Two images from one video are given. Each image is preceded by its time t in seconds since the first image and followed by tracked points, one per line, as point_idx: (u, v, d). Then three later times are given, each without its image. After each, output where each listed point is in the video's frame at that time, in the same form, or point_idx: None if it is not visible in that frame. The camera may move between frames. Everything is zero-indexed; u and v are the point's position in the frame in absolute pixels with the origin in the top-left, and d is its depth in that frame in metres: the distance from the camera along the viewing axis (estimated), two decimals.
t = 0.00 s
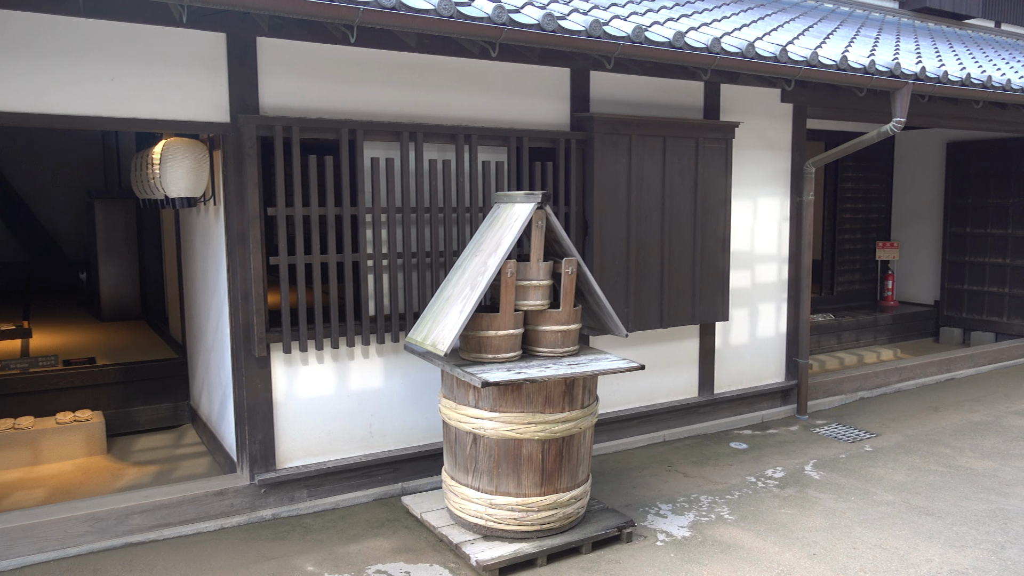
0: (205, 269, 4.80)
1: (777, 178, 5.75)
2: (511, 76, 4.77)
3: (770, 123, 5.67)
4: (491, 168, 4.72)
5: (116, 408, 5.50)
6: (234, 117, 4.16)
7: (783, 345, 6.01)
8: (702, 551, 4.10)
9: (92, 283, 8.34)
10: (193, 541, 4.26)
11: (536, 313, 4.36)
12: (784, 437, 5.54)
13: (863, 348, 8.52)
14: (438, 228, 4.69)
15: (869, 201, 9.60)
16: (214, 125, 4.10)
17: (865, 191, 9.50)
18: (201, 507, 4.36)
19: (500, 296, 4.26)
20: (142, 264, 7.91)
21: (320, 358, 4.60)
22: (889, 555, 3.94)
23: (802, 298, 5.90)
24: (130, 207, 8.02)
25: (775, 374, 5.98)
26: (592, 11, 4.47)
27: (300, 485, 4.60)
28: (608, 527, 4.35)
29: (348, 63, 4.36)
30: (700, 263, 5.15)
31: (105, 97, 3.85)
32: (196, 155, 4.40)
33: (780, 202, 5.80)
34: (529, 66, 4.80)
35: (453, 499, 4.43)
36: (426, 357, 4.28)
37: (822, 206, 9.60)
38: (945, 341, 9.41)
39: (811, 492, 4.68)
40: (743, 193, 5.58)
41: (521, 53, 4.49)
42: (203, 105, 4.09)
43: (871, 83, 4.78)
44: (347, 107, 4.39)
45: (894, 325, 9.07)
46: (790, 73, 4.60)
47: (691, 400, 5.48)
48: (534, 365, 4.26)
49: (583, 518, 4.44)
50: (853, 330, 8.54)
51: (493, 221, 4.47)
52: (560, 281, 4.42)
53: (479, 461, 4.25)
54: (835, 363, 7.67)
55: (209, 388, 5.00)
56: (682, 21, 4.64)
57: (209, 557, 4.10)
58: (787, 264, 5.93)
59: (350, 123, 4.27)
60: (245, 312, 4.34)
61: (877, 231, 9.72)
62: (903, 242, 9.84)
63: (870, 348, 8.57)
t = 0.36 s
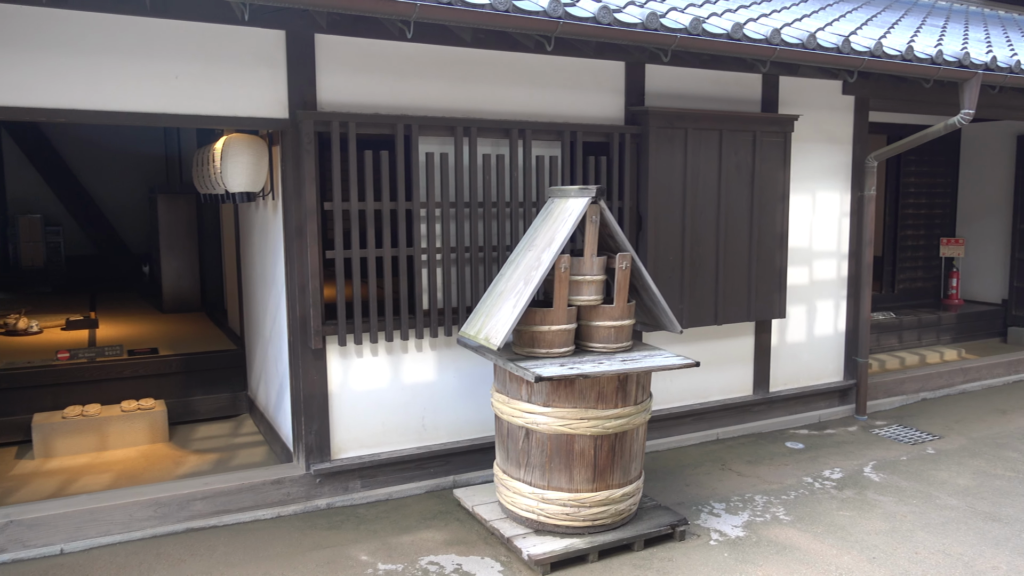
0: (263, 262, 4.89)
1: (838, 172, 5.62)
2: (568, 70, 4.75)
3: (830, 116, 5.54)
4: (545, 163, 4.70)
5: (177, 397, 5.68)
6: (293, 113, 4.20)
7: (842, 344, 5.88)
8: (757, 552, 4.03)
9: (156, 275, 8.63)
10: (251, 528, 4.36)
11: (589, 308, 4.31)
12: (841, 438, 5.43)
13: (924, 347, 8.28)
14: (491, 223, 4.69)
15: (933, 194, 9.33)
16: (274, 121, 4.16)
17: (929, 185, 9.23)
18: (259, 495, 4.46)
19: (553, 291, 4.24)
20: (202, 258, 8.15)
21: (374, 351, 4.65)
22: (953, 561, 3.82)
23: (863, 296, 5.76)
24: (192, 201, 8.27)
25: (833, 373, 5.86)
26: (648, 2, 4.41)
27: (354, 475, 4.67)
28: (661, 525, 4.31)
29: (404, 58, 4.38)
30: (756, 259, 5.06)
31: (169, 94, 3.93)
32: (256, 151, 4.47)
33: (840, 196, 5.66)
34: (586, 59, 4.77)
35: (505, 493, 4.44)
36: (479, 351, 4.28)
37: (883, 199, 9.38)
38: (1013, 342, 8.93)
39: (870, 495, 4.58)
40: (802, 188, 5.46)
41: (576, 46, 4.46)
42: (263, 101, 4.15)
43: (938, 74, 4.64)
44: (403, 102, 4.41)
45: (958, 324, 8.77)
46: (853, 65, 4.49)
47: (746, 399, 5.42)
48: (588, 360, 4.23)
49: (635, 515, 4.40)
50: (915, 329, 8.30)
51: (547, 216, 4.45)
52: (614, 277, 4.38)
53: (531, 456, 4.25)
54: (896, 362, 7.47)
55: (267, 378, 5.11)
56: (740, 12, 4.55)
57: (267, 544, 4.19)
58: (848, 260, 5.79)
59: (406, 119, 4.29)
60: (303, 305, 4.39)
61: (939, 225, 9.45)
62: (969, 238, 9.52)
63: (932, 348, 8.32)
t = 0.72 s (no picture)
0: (321, 254, 4.96)
1: (903, 165, 5.46)
2: (625, 61, 4.69)
3: (895, 107, 5.38)
4: (601, 155, 4.66)
5: (237, 384, 5.84)
6: (351, 106, 4.22)
7: (905, 342, 5.73)
8: (815, 553, 3.95)
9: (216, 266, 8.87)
10: (308, 514, 4.44)
11: (644, 301, 4.27)
12: (903, 438, 5.29)
13: (992, 347, 7.99)
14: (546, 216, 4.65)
15: (1003, 187, 8.96)
16: (333, 114, 4.19)
17: (999, 178, 8.87)
18: (315, 481, 4.54)
19: (608, 284, 4.18)
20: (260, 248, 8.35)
21: (429, 342, 4.68)
22: None
23: (929, 294, 5.59)
24: (251, 192, 8.48)
25: (896, 372, 5.72)
26: None
27: (408, 465, 4.72)
28: (716, 523, 4.24)
29: (461, 51, 4.39)
30: (817, 254, 4.95)
31: (233, 87, 4.00)
32: (316, 143, 4.54)
33: (905, 189, 5.49)
34: (643, 50, 4.71)
35: (558, 486, 4.42)
36: (534, 344, 4.26)
37: (948, 192, 9.06)
38: None
39: (934, 497, 4.44)
40: (865, 181, 5.31)
41: (634, 36, 4.40)
42: (323, 94, 4.19)
43: (1012, 62, 4.52)
44: (459, 95, 4.41)
45: None
46: (923, 53, 4.35)
47: (804, 397, 5.34)
48: (643, 355, 4.17)
49: (689, 512, 4.35)
50: (982, 328, 8.02)
51: (603, 208, 4.38)
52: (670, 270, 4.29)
53: (585, 450, 4.22)
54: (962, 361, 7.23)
55: (324, 368, 5.20)
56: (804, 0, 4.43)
57: (323, 530, 4.27)
58: (912, 256, 5.62)
59: (463, 111, 4.28)
60: (359, 296, 4.44)
61: (1009, 219, 9.08)
62: None
63: (1000, 348, 8.02)
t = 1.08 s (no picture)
0: (380, 249, 5.03)
1: (975, 159, 5.28)
2: (685, 54, 4.64)
3: (967, 99, 5.20)
4: (660, 150, 4.60)
5: (296, 376, 5.97)
6: (411, 102, 4.25)
7: (975, 342, 5.56)
8: (881, 558, 3.84)
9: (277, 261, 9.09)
10: (366, 505, 4.50)
11: (705, 298, 4.13)
12: (973, 442, 5.13)
13: None
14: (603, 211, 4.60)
15: None
16: (393, 111, 4.22)
17: None
18: (373, 473, 4.60)
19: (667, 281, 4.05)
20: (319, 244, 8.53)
21: (486, 337, 4.71)
22: None
23: (1002, 293, 5.41)
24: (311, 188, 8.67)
25: (965, 373, 5.56)
26: None
27: (464, 459, 4.75)
28: (776, 524, 4.14)
29: (519, 46, 4.38)
30: (883, 251, 4.84)
31: (297, 85, 4.07)
32: (376, 140, 4.60)
33: (977, 184, 5.31)
34: (704, 44, 4.65)
35: (613, 483, 4.34)
36: (591, 341, 4.18)
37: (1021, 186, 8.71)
38: None
39: (1007, 504, 4.28)
40: (934, 176, 5.15)
41: (695, 29, 4.34)
42: (384, 91, 4.22)
43: None
44: (517, 91, 4.41)
45: None
46: (998, 42, 4.23)
47: (868, 398, 5.23)
48: (703, 352, 4.03)
49: (749, 513, 4.23)
50: None
51: (663, 203, 4.29)
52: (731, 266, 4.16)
53: (642, 447, 4.12)
54: None
55: (382, 361, 5.28)
56: None
57: (381, 521, 4.32)
58: (984, 254, 5.45)
59: (521, 106, 4.27)
60: (418, 290, 4.47)
61: None
62: None
63: None
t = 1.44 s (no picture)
0: (423, 245, 5.07)
1: None
2: (735, 50, 4.57)
3: None
4: (706, 147, 4.55)
5: (338, 369, 6.05)
6: (457, 98, 4.26)
7: None
8: (929, 565, 3.75)
9: (321, 255, 9.22)
10: (405, 498, 4.53)
11: (750, 297, 4.01)
12: None
13: None
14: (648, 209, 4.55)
15: None
16: (439, 106, 4.23)
17: None
18: (413, 466, 4.63)
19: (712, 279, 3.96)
20: (361, 238, 8.65)
21: (527, 333, 4.71)
22: None
23: None
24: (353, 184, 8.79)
25: (1017, 378, 5.45)
26: None
27: (503, 455, 4.77)
28: (820, 528, 4.04)
29: (566, 42, 4.36)
30: (934, 251, 4.81)
31: (344, 80, 4.11)
32: (422, 135, 4.63)
33: None
34: (754, 39, 4.58)
35: (653, 482, 4.25)
36: (633, 339, 4.11)
37: None
38: None
39: None
40: (989, 175, 5.03)
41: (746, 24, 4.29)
42: (430, 87, 4.24)
43: None
44: (563, 87, 4.39)
45: None
46: None
47: (918, 401, 5.17)
48: (747, 352, 3.92)
49: (791, 515, 4.12)
50: None
51: (709, 201, 4.21)
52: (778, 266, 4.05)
53: (684, 446, 4.02)
54: None
55: (423, 355, 5.33)
56: None
57: (419, 514, 4.34)
58: None
59: (567, 102, 4.26)
60: (460, 287, 4.48)
61: None
62: None
63: None
